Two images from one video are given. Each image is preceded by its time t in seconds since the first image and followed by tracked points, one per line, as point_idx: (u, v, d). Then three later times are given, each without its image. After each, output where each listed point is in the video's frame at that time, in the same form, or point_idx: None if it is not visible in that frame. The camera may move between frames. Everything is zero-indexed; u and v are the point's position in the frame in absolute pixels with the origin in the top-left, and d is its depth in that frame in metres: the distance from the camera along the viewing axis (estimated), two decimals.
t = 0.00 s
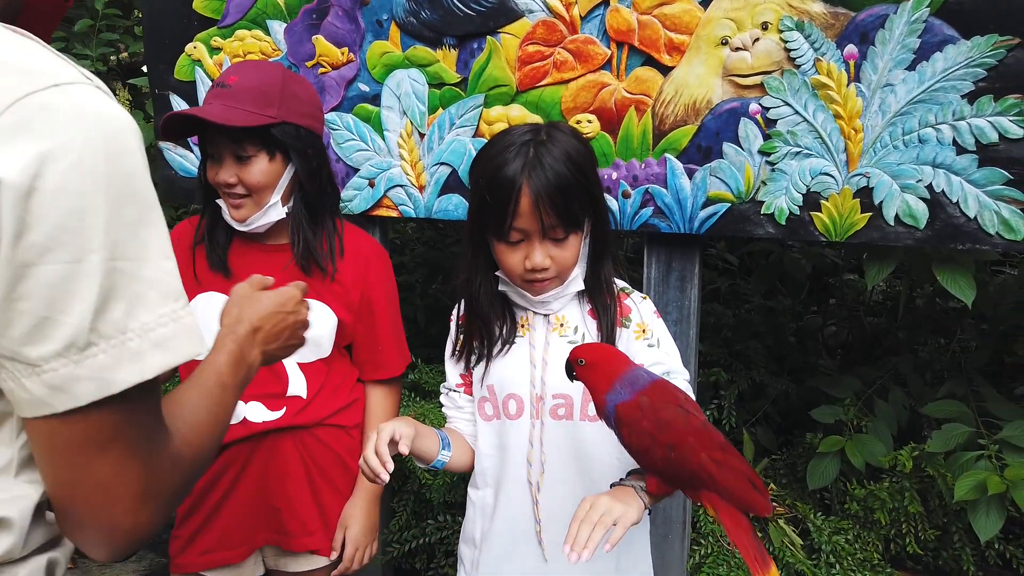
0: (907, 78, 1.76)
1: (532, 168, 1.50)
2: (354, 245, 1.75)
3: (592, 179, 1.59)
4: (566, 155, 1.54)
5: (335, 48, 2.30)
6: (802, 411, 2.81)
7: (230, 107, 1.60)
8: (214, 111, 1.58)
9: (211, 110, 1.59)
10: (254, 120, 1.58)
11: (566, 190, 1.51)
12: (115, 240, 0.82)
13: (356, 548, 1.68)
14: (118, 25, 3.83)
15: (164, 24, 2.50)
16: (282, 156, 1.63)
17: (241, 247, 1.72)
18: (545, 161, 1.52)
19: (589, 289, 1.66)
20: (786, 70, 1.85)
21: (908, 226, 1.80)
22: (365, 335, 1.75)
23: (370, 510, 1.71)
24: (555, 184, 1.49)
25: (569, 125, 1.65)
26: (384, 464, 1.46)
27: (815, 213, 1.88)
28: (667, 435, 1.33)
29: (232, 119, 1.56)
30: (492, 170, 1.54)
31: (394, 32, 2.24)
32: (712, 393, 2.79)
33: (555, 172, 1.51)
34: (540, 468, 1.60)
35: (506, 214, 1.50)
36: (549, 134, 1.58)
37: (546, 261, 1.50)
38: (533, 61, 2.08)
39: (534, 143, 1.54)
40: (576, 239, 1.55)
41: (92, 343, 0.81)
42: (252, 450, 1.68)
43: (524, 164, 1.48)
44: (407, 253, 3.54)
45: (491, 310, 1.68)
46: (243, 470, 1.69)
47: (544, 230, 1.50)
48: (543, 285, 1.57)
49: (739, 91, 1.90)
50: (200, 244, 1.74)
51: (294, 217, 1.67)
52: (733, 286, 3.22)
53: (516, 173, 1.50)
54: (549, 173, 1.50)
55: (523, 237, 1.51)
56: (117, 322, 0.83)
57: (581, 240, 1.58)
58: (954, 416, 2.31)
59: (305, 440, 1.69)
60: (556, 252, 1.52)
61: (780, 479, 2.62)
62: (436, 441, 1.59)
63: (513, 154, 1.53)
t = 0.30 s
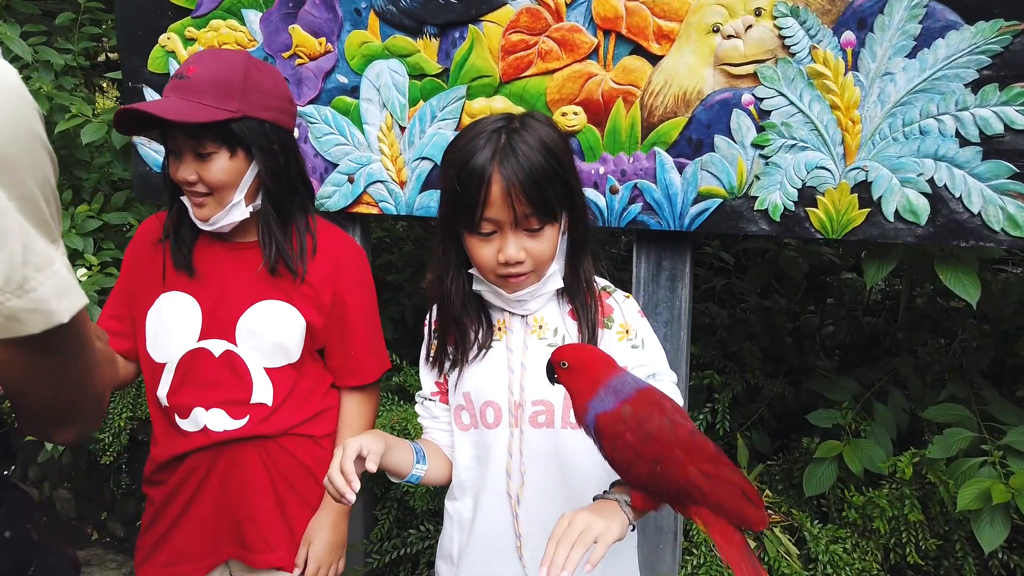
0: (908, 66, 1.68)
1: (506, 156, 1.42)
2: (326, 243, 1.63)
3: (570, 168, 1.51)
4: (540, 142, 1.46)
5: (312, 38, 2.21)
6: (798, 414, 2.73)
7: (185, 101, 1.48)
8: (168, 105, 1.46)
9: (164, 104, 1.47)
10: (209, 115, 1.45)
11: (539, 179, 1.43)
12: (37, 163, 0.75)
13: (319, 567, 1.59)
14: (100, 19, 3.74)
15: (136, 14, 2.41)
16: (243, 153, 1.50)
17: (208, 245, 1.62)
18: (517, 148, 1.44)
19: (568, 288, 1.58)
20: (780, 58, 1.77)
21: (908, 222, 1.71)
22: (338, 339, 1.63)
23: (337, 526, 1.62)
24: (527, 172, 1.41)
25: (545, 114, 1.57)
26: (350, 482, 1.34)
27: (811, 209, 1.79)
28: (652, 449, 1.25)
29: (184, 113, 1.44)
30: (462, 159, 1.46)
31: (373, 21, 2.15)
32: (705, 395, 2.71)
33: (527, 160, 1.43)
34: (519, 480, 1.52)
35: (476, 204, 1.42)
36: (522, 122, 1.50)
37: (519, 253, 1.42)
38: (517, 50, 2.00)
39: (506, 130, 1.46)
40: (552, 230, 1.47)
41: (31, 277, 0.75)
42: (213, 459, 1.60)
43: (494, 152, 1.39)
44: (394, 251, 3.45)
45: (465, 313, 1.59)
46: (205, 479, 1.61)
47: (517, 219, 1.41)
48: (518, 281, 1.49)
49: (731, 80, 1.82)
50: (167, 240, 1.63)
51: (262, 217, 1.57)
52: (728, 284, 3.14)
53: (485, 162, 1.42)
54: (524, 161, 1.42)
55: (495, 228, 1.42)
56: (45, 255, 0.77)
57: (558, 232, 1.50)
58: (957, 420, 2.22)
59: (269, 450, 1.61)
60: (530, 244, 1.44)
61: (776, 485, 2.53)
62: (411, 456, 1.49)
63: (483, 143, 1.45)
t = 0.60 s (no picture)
0: (914, 63, 1.61)
1: (497, 153, 1.35)
2: (307, 246, 1.55)
3: (561, 168, 1.45)
4: (532, 140, 1.39)
5: (298, 35, 2.15)
6: (799, 422, 2.66)
7: (153, 104, 1.40)
8: (134, 108, 1.39)
9: (131, 107, 1.40)
10: (177, 119, 1.38)
11: (531, 178, 1.36)
12: None
13: None
14: (90, 18, 3.68)
15: (118, 12, 2.35)
16: (217, 157, 1.43)
17: (183, 251, 1.55)
18: (508, 145, 1.37)
19: (557, 294, 1.51)
20: (780, 55, 1.70)
21: (914, 226, 1.64)
22: (321, 348, 1.53)
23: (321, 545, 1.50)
24: (519, 170, 1.35)
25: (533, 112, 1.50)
26: (338, 505, 1.24)
27: (812, 212, 1.72)
28: (646, 464, 1.18)
29: (151, 118, 1.37)
30: (448, 158, 1.39)
31: (360, 17, 2.08)
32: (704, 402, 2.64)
33: (519, 158, 1.36)
34: (508, 496, 1.45)
35: (465, 203, 1.35)
36: (510, 119, 1.43)
37: (511, 255, 1.35)
38: (508, 47, 1.93)
39: (495, 127, 1.39)
40: (544, 230, 1.40)
41: None
42: (190, 473, 1.53)
43: (485, 149, 1.33)
44: (387, 254, 3.38)
45: (451, 321, 1.51)
46: (181, 494, 1.54)
47: (508, 219, 1.34)
48: (509, 285, 1.41)
49: (729, 79, 1.75)
50: (139, 246, 1.57)
51: (239, 223, 1.50)
52: (727, 288, 3.07)
53: (475, 160, 1.34)
54: (515, 159, 1.35)
55: (485, 229, 1.35)
56: None
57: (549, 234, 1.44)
58: (963, 430, 2.15)
59: (249, 463, 1.53)
60: (523, 245, 1.37)
61: (777, 495, 2.46)
62: (396, 474, 1.41)
63: (470, 141, 1.38)
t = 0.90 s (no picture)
0: (919, 68, 1.56)
1: (490, 161, 1.30)
2: (293, 257, 1.50)
3: (555, 175, 1.39)
4: (526, 145, 1.34)
5: (288, 39, 2.10)
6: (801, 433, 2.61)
7: (129, 113, 1.36)
8: (110, 120, 1.35)
9: (109, 116, 1.35)
10: (156, 128, 1.33)
11: (527, 185, 1.31)
12: None
13: None
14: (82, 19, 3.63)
15: (106, 14, 2.30)
16: (197, 168, 1.39)
17: (164, 263, 1.50)
18: (501, 151, 1.31)
19: (549, 305, 1.46)
20: (782, 60, 1.65)
21: (920, 236, 1.59)
22: (307, 362, 1.48)
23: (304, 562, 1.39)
24: (514, 176, 1.29)
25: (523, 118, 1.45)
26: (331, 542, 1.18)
27: (815, 222, 1.67)
28: (641, 487, 1.11)
29: (128, 130, 1.32)
30: (438, 165, 1.33)
31: (351, 20, 2.04)
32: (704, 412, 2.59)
33: (514, 164, 1.31)
34: (499, 516, 1.40)
35: (459, 212, 1.29)
36: (502, 125, 1.38)
37: (506, 265, 1.29)
38: (502, 51, 1.88)
39: (486, 133, 1.34)
40: (539, 238, 1.35)
41: None
42: (172, 490, 1.48)
43: (478, 157, 1.27)
44: (383, 258, 3.33)
45: (440, 335, 1.46)
46: (164, 511, 1.49)
47: (504, 228, 1.29)
48: (504, 297, 1.35)
49: (729, 84, 1.70)
50: (119, 259, 1.52)
51: (220, 234, 1.45)
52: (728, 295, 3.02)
53: (467, 170, 1.29)
54: (509, 166, 1.30)
55: (479, 238, 1.29)
56: None
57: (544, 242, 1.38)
58: (970, 443, 2.09)
59: (233, 480, 1.48)
60: (519, 255, 1.31)
61: (779, 508, 2.40)
62: (384, 496, 1.36)
63: (461, 150, 1.32)
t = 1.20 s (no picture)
0: (947, 73, 1.49)
1: (495, 170, 1.25)
2: (297, 271, 1.47)
3: (563, 184, 1.35)
4: (533, 154, 1.30)
5: (299, 49, 2.08)
6: (827, 450, 2.52)
7: (127, 129, 1.34)
8: (111, 133, 1.33)
9: (110, 129, 1.34)
10: (157, 141, 1.31)
11: (534, 194, 1.27)
12: None
13: None
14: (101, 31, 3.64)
15: (119, 26, 2.29)
16: (194, 184, 1.37)
17: (167, 280, 1.48)
18: (507, 160, 1.27)
19: (558, 319, 1.41)
20: (802, 66, 1.59)
21: (950, 248, 1.52)
22: (312, 378, 1.45)
23: None
24: (520, 185, 1.25)
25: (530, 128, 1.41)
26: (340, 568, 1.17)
27: (839, 234, 1.60)
28: (655, 513, 1.03)
29: (124, 146, 1.31)
30: (442, 176, 1.29)
31: (362, 30, 2.01)
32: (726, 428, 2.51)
33: (520, 173, 1.26)
34: (507, 540, 1.35)
35: (464, 222, 1.25)
36: (508, 134, 1.34)
37: (513, 277, 1.25)
38: (514, 59, 1.84)
39: (492, 142, 1.30)
40: (548, 249, 1.30)
41: None
42: (174, 508, 1.44)
43: (483, 167, 1.23)
44: (398, 268, 3.29)
45: (445, 352, 1.42)
46: (166, 530, 1.45)
47: (510, 238, 1.24)
48: (512, 310, 1.31)
49: (747, 91, 1.64)
50: (118, 276, 1.50)
51: (219, 251, 1.42)
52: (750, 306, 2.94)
53: (472, 180, 1.25)
54: (516, 176, 1.25)
55: (485, 249, 1.25)
56: None
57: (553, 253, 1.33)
58: (1003, 463, 2.00)
59: (236, 497, 1.44)
60: (526, 266, 1.27)
61: (804, 529, 2.32)
62: (389, 522, 1.32)
63: (465, 159, 1.28)
